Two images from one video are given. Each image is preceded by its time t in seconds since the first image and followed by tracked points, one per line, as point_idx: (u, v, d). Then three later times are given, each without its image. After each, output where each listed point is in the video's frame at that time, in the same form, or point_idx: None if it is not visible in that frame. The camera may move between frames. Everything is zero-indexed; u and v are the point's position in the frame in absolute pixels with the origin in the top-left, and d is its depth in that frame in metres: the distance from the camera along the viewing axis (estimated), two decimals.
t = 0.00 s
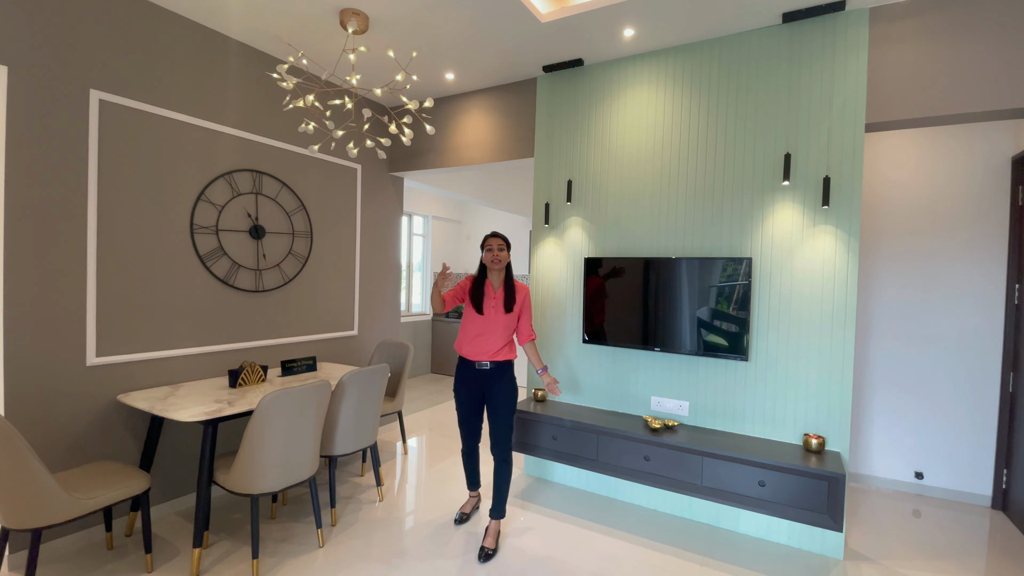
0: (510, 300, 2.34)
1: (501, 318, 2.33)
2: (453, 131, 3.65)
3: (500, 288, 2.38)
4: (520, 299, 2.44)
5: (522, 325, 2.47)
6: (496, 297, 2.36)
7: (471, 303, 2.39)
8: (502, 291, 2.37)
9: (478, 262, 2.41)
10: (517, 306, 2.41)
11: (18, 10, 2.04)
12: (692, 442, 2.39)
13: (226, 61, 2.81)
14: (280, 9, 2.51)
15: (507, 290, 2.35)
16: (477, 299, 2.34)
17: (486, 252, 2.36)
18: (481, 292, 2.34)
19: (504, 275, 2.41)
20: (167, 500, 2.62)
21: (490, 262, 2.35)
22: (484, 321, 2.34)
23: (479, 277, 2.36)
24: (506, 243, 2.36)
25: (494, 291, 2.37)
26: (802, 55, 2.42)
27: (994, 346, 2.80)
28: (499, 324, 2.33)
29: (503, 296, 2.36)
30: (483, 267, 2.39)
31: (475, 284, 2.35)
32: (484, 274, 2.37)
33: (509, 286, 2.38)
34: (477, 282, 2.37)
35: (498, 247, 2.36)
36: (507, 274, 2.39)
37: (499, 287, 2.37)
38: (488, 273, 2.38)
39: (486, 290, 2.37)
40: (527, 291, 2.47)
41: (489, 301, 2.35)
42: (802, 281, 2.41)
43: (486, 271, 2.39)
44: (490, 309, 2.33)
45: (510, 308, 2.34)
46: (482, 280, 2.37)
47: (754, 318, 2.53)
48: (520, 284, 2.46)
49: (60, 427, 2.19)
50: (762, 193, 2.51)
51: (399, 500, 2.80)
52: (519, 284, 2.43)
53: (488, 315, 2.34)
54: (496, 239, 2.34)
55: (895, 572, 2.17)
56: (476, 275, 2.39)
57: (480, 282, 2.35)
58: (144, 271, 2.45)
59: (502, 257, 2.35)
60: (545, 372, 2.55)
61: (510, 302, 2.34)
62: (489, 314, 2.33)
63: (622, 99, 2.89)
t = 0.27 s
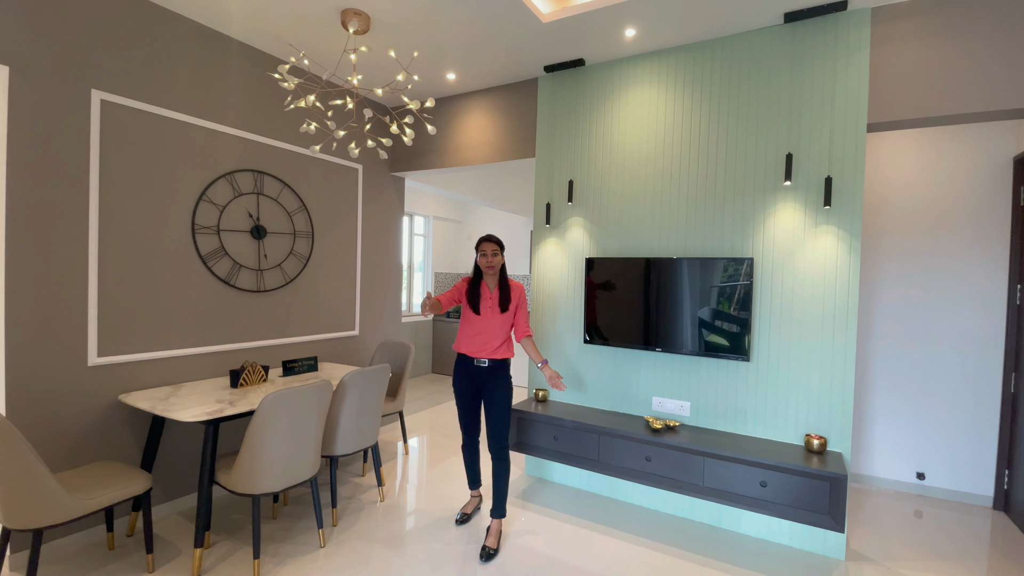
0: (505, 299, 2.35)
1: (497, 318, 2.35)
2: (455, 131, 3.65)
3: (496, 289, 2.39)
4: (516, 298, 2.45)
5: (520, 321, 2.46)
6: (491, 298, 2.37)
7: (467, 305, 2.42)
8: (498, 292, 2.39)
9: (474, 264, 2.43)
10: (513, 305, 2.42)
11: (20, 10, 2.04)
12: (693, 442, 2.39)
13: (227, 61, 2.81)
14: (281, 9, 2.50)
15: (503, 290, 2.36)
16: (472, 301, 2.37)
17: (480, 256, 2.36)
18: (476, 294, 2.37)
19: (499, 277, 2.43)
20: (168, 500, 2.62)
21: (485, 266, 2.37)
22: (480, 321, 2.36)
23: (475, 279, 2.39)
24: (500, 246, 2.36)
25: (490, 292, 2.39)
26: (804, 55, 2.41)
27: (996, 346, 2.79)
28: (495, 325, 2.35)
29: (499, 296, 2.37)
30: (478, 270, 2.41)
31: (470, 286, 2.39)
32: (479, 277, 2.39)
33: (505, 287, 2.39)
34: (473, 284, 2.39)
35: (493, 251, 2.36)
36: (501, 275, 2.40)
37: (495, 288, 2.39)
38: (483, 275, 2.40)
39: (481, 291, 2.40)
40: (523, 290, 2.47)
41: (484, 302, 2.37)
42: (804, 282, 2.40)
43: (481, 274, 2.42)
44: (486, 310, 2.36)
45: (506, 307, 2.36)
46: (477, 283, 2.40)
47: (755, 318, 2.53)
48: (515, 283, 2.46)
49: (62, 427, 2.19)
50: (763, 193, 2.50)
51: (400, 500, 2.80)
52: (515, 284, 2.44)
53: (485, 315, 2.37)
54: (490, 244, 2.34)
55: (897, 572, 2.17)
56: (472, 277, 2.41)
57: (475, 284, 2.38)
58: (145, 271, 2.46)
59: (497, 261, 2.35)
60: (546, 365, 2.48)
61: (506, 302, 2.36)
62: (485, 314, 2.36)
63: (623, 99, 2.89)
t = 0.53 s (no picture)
0: (500, 299, 2.44)
1: (494, 317, 2.43)
2: (455, 131, 3.65)
3: (491, 289, 2.46)
4: (510, 297, 2.54)
5: (514, 318, 2.55)
6: (487, 298, 2.45)
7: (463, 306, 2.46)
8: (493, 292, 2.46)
9: (467, 267, 2.47)
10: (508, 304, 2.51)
11: (20, 10, 2.04)
12: (694, 443, 2.38)
13: (228, 61, 2.81)
14: (282, 10, 2.50)
15: (498, 290, 2.44)
16: (470, 302, 2.41)
17: (474, 258, 2.42)
18: (472, 295, 2.42)
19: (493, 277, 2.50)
20: (169, 500, 2.62)
21: (479, 267, 2.44)
22: (478, 322, 2.42)
23: (469, 280, 2.43)
24: (494, 248, 2.43)
25: (485, 292, 2.46)
26: (806, 56, 2.41)
27: (997, 346, 2.79)
28: (491, 324, 2.42)
29: (495, 296, 2.45)
30: (472, 271, 2.46)
31: (467, 288, 2.42)
32: (474, 278, 2.44)
33: (499, 287, 2.47)
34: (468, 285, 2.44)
35: (487, 253, 2.42)
36: (495, 275, 2.48)
37: (489, 289, 2.45)
38: (476, 276, 2.44)
39: (477, 292, 2.45)
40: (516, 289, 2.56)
41: (482, 302, 2.43)
42: (806, 282, 2.40)
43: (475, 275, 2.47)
44: (482, 310, 2.42)
45: (501, 306, 2.44)
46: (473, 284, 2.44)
47: (756, 319, 2.53)
48: (508, 283, 2.56)
49: (62, 427, 2.19)
50: (765, 193, 2.50)
51: (401, 500, 2.80)
52: (508, 283, 2.52)
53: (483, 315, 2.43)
54: (485, 246, 2.41)
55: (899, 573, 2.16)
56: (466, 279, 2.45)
57: (471, 286, 2.42)
58: (146, 271, 2.46)
59: (491, 263, 2.41)
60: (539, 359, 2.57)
61: (502, 301, 2.44)
62: (483, 314, 2.42)
63: (624, 99, 2.89)
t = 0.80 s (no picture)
0: (498, 297, 2.55)
1: (493, 315, 2.54)
2: (456, 131, 3.65)
3: (489, 289, 2.56)
4: (506, 296, 2.66)
5: (510, 316, 2.68)
6: (485, 297, 2.55)
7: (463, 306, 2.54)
8: (492, 291, 2.56)
9: (465, 267, 2.55)
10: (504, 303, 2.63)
11: (21, 10, 2.04)
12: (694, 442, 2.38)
13: (228, 61, 2.81)
14: (283, 9, 2.50)
15: (496, 290, 2.55)
16: (470, 301, 2.50)
17: (472, 259, 2.51)
18: (472, 294, 2.51)
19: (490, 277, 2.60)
20: (169, 499, 2.62)
21: (476, 268, 2.53)
22: (479, 321, 2.51)
23: (467, 280, 2.51)
24: (490, 249, 2.53)
25: (482, 291, 2.55)
26: (806, 56, 2.41)
27: (998, 346, 2.78)
28: (490, 321, 2.52)
29: (493, 295, 2.55)
30: (469, 271, 2.55)
31: (467, 288, 2.50)
32: (471, 278, 2.53)
33: (495, 286, 2.58)
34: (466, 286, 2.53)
35: (484, 253, 2.52)
36: (492, 275, 2.58)
37: (487, 288, 2.55)
38: (474, 276, 2.53)
39: (476, 292, 2.53)
40: (511, 288, 2.67)
41: (481, 302, 2.53)
42: (806, 281, 2.40)
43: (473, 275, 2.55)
44: (481, 308, 2.51)
45: (500, 304, 2.55)
46: (471, 284, 2.52)
47: (757, 318, 2.53)
48: (503, 283, 2.66)
49: (62, 426, 2.19)
50: (765, 193, 2.50)
51: (401, 499, 2.80)
52: (504, 282, 2.63)
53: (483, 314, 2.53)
54: (482, 246, 2.50)
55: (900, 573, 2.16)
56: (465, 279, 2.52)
57: (470, 286, 2.50)
58: (146, 270, 2.46)
59: (488, 263, 2.51)
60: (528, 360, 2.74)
61: (500, 300, 2.55)
62: (483, 313, 2.52)
63: (624, 98, 2.89)
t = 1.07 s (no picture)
0: (498, 295, 2.59)
1: (493, 314, 2.58)
2: (456, 131, 3.65)
3: (489, 288, 2.60)
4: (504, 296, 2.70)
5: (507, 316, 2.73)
6: (485, 295, 2.59)
7: (463, 305, 2.57)
8: (491, 290, 2.61)
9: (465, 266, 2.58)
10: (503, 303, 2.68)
11: (20, 10, 2.04)
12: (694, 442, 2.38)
13: (228, 61, 2.81)
14: (283, 10, 2.51)
15: (496, 288, 2.59)
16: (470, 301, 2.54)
17: (472, 257, 2.54)
18: (473, 293, 2.55)
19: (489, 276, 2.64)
20: (169, 499, 2.62)
21: (476, 266, 2.56)
22: (479, 320, 2.55)
23: (468, 279, 2.55)
24: (489, 247, 2.58)
25: (482, 290, 2.60)
26: (807, 56, 2.41)
27: (998, 346, 2.79)
28: (490, 319, 2.57)
29: (493, 294, 2.60)
30: (469, 271, 2.58)
31: (467, 287, 2.54)
32: (472, 277, 2.57)
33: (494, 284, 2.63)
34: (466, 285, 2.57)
35: (483, 252, 2.57)
36: (491, 274, 2.63)
37: (487, 287, 2.60)
38: (474, 275, 2.56)
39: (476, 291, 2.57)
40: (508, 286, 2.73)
41: (481, 300, 2.57)
42: (806, 282, 2.40)
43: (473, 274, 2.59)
44: (482, 307, 2.57)
45: (499, 302, 2.60)
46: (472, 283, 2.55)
47: (757, 318, 2.53)
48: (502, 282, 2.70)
49: (63, 426, 2.20)
50: (765, 193, 2.50)
51: (401, 499, 2.80)
52: (504, 282, 2.68)
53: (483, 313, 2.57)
54: (482, 244, 2.54)
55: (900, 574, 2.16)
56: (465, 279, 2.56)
57: (471, 284, 2.54)
58: (147, 271, 2.46)
59: (487, 260, 2.55)
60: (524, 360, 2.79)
61: (500, 300, 2.59)
62: (482, 312, 2.56)
63: (625, 99, 2.89)
